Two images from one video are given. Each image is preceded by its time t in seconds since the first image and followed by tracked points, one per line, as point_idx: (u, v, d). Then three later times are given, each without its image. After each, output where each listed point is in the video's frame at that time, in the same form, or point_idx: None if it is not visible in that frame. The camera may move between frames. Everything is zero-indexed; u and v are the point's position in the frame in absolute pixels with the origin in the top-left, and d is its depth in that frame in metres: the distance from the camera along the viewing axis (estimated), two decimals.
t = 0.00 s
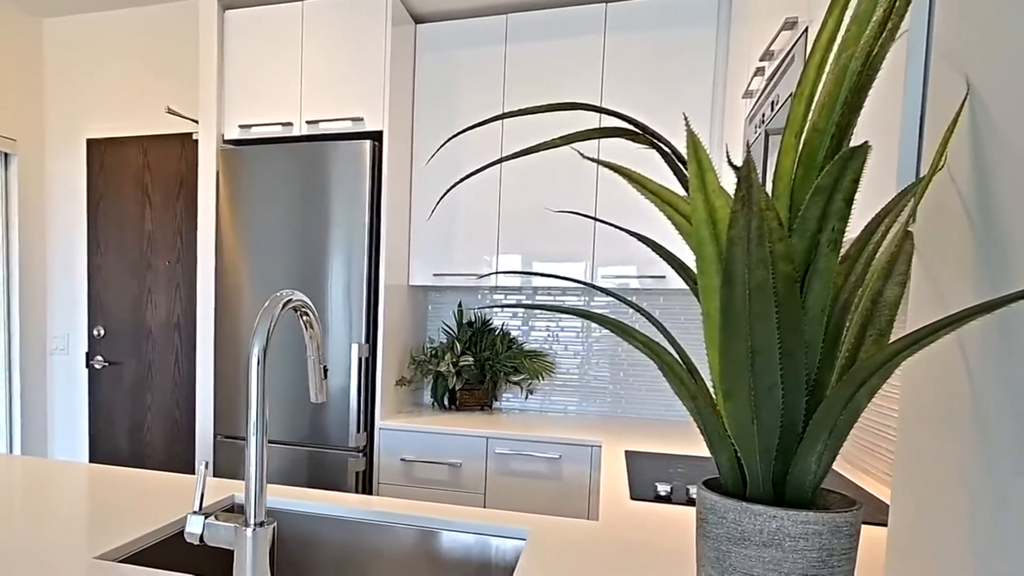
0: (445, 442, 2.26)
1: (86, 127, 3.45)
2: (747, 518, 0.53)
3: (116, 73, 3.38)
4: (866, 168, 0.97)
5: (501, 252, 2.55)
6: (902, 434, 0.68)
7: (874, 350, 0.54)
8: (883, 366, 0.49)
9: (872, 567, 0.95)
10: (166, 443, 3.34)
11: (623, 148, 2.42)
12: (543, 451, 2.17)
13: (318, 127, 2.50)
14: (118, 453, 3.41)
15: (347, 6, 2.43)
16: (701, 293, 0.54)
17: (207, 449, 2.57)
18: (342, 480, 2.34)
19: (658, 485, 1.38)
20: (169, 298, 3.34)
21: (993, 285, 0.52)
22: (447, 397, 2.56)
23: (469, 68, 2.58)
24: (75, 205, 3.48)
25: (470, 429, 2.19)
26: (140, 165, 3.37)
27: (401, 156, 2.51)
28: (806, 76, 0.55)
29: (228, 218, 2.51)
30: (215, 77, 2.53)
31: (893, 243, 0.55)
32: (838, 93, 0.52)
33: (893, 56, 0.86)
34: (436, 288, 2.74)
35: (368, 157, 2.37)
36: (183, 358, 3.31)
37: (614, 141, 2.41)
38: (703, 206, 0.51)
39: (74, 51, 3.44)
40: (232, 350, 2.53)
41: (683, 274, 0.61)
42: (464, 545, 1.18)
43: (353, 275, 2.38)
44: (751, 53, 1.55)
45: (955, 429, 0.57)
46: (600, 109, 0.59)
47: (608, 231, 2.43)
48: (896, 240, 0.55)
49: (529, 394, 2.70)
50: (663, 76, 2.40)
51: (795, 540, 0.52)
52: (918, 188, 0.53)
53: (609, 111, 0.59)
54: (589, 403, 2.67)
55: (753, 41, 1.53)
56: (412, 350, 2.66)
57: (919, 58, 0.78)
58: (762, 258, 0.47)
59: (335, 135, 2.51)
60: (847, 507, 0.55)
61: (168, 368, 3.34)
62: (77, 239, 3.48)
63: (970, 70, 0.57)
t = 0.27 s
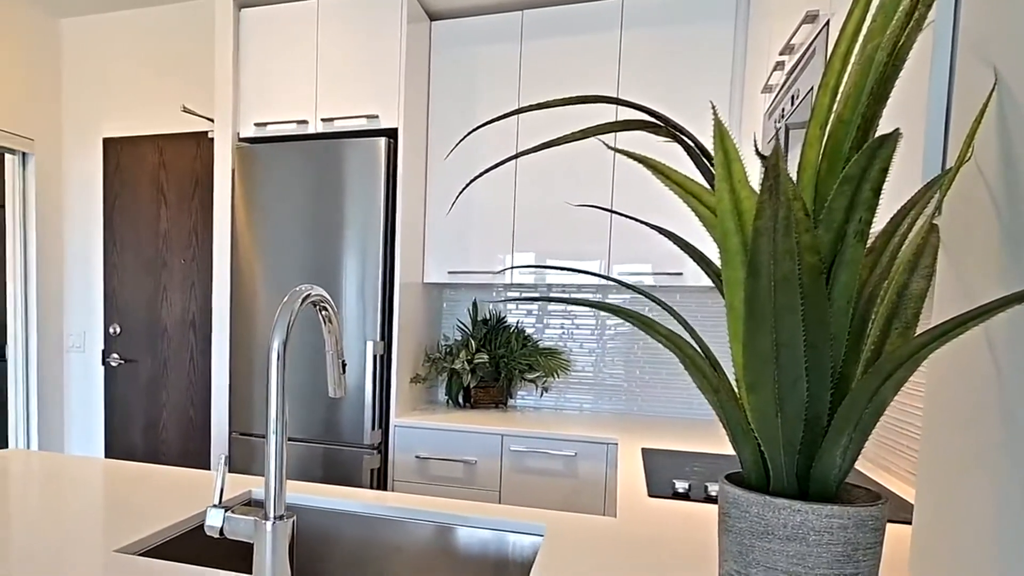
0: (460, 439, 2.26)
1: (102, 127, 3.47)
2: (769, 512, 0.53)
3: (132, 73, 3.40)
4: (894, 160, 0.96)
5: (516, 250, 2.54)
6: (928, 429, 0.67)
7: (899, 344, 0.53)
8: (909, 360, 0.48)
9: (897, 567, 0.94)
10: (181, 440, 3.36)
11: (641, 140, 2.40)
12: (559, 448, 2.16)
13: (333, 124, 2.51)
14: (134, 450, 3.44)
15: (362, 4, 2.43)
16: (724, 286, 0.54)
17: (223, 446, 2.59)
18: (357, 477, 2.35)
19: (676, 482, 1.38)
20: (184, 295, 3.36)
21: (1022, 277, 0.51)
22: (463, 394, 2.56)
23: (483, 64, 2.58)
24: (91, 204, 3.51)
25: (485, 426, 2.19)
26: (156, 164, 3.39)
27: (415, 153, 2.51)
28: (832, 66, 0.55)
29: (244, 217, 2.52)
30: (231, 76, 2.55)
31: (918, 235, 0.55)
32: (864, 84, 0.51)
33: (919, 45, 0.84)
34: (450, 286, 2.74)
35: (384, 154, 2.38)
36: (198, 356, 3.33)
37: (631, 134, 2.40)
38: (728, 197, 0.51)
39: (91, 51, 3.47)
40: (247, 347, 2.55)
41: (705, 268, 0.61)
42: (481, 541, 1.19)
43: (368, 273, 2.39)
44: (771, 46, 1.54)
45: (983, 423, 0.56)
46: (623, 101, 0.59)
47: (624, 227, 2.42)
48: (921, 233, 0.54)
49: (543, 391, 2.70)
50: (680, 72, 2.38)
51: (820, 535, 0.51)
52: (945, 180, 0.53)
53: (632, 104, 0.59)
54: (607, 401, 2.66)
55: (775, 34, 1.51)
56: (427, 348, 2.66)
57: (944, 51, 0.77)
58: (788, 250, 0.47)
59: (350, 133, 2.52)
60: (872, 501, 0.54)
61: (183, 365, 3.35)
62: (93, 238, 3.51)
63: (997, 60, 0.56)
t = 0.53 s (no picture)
0: (475, 435, 2.26)
1: (119, 124, 3.50)
2: (794, 507, 0.53)
3: (149, 71, 3.42)
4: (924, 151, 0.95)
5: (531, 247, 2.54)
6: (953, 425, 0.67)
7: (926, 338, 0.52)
8: (938, 354, 0.47)
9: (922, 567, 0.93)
10: (195, 436, 3.38)
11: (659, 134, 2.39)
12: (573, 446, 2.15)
13: (348, 121, 2.51)
14: (149, 446, 3.46)
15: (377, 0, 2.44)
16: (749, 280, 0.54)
17: (238, 441, 2.61)
18: (372, 473, 2.35)
19: (695, 479, 1.37)
20: (199, 292, 3.38)
21: None
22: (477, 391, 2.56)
23: (498, 60, 2.57)
24: (107, 201, 3.54)
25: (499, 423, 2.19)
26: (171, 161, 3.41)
27: (430, 149, 2.51)
28: (859, 57, 0.54)
29: (258, 216, 2.55)
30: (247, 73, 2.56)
31: (946, 229, 0.54)
32: (892, 74, 0.51)
33: (950, 33, 0.83)
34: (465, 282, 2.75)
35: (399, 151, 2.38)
36: (212, 352, 3.35)
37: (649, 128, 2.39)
38: (755, 188, 0.50)
39: (108, 49, 3.49)
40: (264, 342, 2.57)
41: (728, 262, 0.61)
42: (498, 537, 1.18)
43: (382, 269, 2.39)
44: (793, 40, 1.54)
45: (1012, 417, 0.56)
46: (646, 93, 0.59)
47: (640, 223, 2.42)
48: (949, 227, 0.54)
49: (558, 388, 2.70)
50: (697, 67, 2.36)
51: (845, 530, 0.51)
52: (974, 172, 0.52)
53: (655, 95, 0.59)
54: (623, 398, 2.65)
55: (796, 28, 1.50)
56: (441, 344, 2.67)
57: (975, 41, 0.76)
58: (815, 242, 0.46)
59: (365, 129, 2.52)
60: (897, 497, 0.54)
61: (198, 361, 3.37)
62: (109, 235, 3.54)
63: None
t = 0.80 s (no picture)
0: (488, 432, 2.25)
1: (133, 120, 3.51)
2: (820, 504, 0.52)
3: (163, 67, 3.44)
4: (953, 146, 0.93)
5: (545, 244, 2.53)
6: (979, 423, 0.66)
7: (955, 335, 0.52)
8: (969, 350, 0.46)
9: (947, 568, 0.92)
10: (208, 430, 3.39)
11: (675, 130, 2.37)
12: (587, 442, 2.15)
13: (361, 116, 2.51)
14: (161, 440, 3.48)
15: None
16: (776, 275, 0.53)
17: (251, 436, 2.62)
18: (385, 469, 2.35)
19: (712, 477, 1.36)
20: (212, 287, 3.39)
21: None
22: (490, 387, 2.56)
23: (512, 56, 2.57)
24: (121, 196, 3.56)
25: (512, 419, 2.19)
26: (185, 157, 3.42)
27: (444, 145, 2.51)
28: (889, 50, 0.54)
29: (271, 213, 2.56)
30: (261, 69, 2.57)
31: (976, 224, 0.53)
32: (923, 66, 0.50)
33: (981, 24, 0.82)
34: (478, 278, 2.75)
35: (413, 147, 2.39)
36: (225, 347, 3.36)
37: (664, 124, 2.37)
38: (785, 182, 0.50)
39: (123, 45, 3.51)
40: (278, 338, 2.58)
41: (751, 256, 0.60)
42: (514, 532, 1.18)
43: (395, 265, 2.39)
44: (813, 34, 1.52)
45: None
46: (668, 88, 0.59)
47: (655, 220, 2.41)
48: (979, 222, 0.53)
49: (572, 384, 2.70)
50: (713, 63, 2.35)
51: (873, 528, 0.50)
52: (1006, 166, 0.51)
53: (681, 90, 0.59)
54: (636, 395, 2.65)
55: (815, 22, 1.48)
56: (454, 340, 2.67)
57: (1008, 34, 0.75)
58: (846, 236, 0.46)
59: (379, 125, 2.52)
60: (924, 494, 0.53)
61: (211, 356, 3.38)
62: (123, 231, 3.55)
63: None
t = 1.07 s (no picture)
0: (504, 429, 2.25)
1: (150, 117, 3.53)
2: (852, 504, 0.52)
3: (180, 63, 3.45)
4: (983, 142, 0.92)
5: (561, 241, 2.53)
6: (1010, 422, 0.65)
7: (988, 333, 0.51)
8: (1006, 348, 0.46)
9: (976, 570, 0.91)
10: (222, 425, 3.41)
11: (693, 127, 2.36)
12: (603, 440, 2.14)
13: (378, 112, 2.51)
14: (176, 434, 3.50)
15: None
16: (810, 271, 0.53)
17: (265, 431, 2.63)
18: (400, 465, 2.36)
19: (732, 476, 1.36)
20: (227, 283, 3.40)
21: None
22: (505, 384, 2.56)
23: (529, 53, 2.56)
24: (137, 192, 3.58)
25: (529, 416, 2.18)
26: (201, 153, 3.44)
27: (460, 142, 2.51)
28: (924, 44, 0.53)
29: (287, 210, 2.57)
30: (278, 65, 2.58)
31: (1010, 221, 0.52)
32: (960, 59, 0.49)
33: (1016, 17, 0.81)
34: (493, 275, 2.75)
35: (430, 144, 2.39)
36: (240, 342, 3.37)
37: (681, 121, 2.36)
38: (821, 176, 0.50)
39: (141, 42, 3.53)
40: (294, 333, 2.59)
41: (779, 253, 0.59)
42: (532, 530, 1.18)
43: (411, 262, 2.40)
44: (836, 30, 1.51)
45: None
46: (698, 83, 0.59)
47: (672, 218, 2.40)
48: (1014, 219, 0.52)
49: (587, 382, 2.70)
50: (732, 59, 2.33)
51: (905, 529, 0.50)
52: None
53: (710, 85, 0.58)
54: (651, 393, 2.64)
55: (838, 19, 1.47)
56: (469, 337, 2.67)
57: None
58: (882, 232, 0.45)
59: (396, 121, 2.53)
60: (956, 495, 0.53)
61: (226, 351, 3.40)
62: (139, 226, 3.58)
63: None
